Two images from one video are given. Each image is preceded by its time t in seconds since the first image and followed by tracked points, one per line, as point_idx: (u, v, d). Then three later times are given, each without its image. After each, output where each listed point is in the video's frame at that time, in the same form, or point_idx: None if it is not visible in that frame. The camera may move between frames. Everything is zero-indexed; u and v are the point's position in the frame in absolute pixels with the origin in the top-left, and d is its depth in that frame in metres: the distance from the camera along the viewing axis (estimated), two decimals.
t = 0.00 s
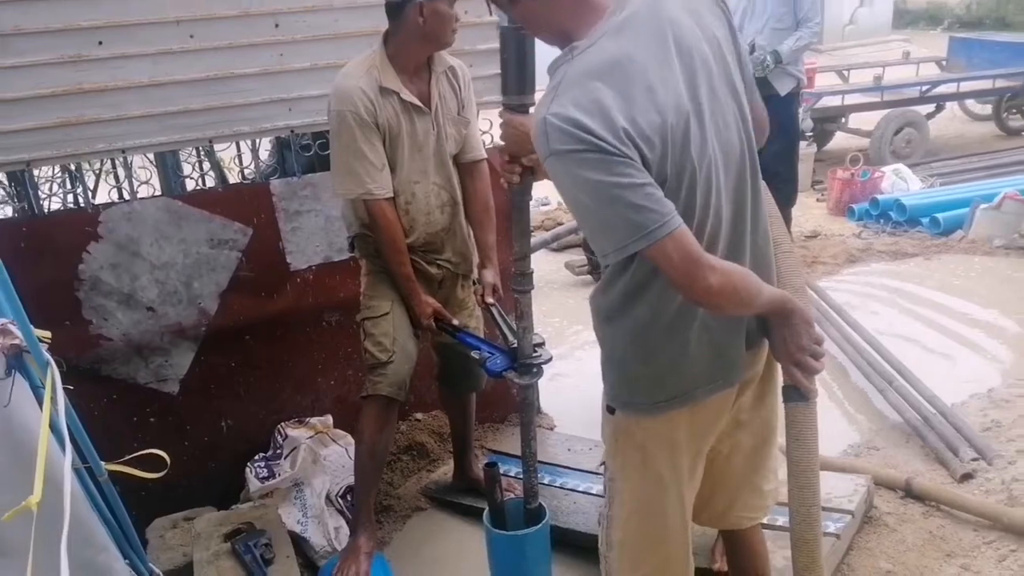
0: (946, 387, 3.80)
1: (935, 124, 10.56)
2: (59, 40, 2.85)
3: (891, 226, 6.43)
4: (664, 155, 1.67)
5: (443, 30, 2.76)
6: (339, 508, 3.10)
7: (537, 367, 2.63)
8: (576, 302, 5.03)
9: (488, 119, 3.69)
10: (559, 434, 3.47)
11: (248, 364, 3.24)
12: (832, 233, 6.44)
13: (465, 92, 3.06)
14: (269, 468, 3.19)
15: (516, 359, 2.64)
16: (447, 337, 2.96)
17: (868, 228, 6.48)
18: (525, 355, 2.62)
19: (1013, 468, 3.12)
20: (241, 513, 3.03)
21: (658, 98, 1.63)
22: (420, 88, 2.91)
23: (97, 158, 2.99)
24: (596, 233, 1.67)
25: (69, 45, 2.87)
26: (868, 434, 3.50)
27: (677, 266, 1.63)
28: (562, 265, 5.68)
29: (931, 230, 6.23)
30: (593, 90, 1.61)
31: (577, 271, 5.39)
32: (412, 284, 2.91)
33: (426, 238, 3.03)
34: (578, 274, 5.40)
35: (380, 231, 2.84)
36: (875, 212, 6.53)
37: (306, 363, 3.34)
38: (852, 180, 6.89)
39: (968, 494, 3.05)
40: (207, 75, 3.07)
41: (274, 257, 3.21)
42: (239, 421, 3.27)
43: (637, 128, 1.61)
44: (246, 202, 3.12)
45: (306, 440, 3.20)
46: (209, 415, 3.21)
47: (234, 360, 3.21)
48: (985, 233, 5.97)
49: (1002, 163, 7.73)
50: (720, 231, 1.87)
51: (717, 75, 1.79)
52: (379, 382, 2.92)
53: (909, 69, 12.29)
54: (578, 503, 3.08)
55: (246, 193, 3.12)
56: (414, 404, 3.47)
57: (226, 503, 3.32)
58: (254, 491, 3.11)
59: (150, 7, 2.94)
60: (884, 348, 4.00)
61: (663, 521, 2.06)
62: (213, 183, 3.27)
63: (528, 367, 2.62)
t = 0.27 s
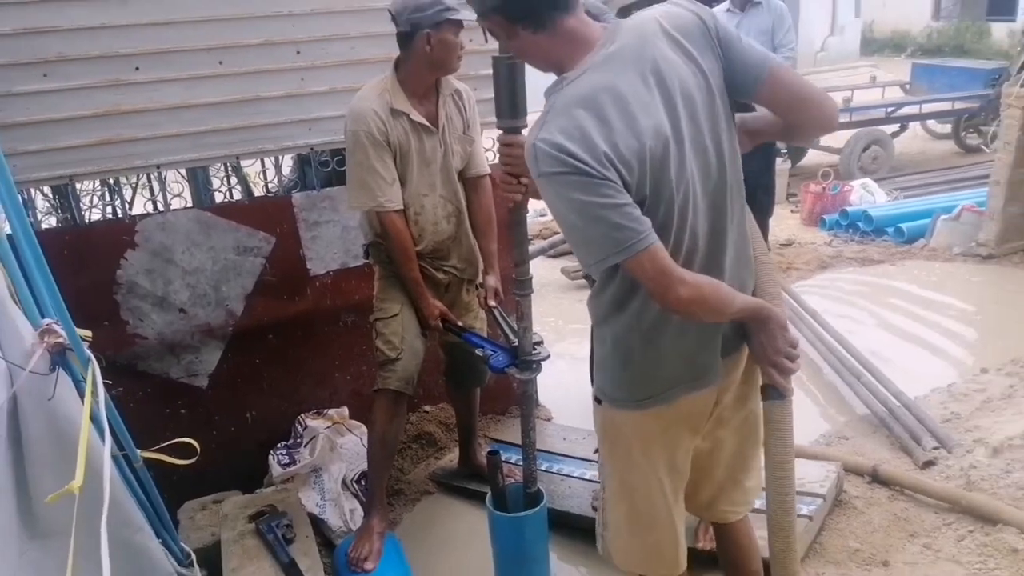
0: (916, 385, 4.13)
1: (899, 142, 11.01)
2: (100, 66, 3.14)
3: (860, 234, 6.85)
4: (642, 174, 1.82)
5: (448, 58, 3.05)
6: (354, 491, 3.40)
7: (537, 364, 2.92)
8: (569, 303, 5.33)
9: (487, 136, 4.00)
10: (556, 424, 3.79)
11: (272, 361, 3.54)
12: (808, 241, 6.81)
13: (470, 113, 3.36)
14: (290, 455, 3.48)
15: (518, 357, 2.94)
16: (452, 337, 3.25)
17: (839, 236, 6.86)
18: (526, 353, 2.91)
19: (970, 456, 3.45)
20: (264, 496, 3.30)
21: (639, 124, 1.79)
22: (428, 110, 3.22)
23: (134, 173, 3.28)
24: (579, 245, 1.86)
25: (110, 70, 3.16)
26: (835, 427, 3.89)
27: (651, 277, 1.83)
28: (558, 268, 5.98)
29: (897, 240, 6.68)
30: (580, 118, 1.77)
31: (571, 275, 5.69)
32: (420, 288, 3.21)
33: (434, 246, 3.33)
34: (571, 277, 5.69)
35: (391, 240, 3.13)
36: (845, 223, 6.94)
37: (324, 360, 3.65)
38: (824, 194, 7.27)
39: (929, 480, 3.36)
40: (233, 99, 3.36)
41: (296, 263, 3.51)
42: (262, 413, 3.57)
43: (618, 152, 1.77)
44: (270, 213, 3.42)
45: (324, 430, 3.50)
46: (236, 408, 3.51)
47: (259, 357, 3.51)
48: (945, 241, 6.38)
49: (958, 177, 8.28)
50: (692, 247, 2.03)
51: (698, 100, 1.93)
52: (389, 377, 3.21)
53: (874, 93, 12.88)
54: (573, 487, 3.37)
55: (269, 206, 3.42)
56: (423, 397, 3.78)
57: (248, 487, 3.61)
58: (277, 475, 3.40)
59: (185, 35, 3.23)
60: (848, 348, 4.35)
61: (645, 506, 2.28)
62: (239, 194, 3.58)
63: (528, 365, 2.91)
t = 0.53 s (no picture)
0: (899, 383, 4.27)
1: (885, 147, 11.18)
2: (113, 73, 3.27)
3: (844, 238, 7.01)
4: (633, 170, 1.97)
5: (440, 68, 3.18)
6: (358, 483, 3.53)
7: (533, 361, 3.05)
8: (562, 303, 5.48)
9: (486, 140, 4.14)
10: (552, 420, 3.93)
11: (278, 357, 3.68)
12: (794, 244, 6.97)
13: (469, 118, 3.49)
14: (296, 449, 3.62)
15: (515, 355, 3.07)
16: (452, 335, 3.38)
17: (823, 240, 7.01)
18: (523, 351, 3.04)
19: (948, 450, 3.59)
20: (272, 488, 3.43)
21: (639, 123, 1.94)
22: (427, 116, 3.35)
23: (146, 176, 3.42)
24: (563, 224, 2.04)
25: (123, 77, 3.29)
26: (820, 422, 4.03)
27: (622, 268, 1.99)
28: (552, 268, 6.13)
29: (877, 242, 6.80)
30: (586, 105, 1.93)
31: (565, 275, 5.84)
32: (421, 287, 3.34)
33: (435, 247, 3.47)
34: (565, 278, 5.84)
35: (392, 241, 3.27)
36: (829, 225, 7.09)
37: (329, 357, 3.79)
38: (808, 198, 7.41)
39: (909, 474, 3.51)
40: (238, 104, 3.49)
41: (302, 263, 3.65)
42: (269, 407, 3.71)
43: (612, 145, 1.93)
44: (278, 215, 3.56)
45: (329, 424, 3.64)
46: (243, 402, 3.65)
47: (266, 353, 3.65)
48: (926, 244, 6.53)
49: (940, 182, 8.46)
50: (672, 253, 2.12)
51: (713, 116, 2.05)
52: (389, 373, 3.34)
53: (860, 102, 13.07)
54: (568, 480, 3.51)
55: (278, 208, 3.56)
56: (424, 393, 3.92)
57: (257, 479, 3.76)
58: (284, 468, 3.54)
59: (195, 44, 3.37)
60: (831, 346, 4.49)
61: (628, 495, 2.43)
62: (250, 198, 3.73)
63: (525, 362, 3.04)
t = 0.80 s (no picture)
0: (900, 381, 4.28)
1: (885, 147, 11.18)
2: (115, 73, 3.28)
3: (844, 238, 7.02)
4: (629, 161, 1.98)
5: (433, 69, 3.19)
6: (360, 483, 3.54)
7: (535, 361, 3.06)
8: (563, 302, 5.48)
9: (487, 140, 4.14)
10: (553, 419, 3.94)
11: (280, 356, 3.70)
12: (795, 244, 6.97)
13: (469, 118, 3.50)
14: (298, 448, 3.62)
15: (516, 355, 3.08)
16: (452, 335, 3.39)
17: (824, 239, 7.02)
18: (525, 351, 3.05)
19: (948, 449, 3.60)
20: (274, 487, 3.44)
21: (645, 114, 1.95)
22: (425, 116, 3.36)
23: (148, 176, 3.43)
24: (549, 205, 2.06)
25: (124, 77, 3.30)
26: (819, 421, 4.04)
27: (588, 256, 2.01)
28: (553, 268, 6.14)
29: (877, 242, 6.80)
30: (597, 84, 1.95)
31: (566, 274, 5.85)
32: (421, 287, 3.35)
33: (435, 247, 3.48)
34: (566, 277, 5.85)
35: (391, 241, 3.28)
36: (829, 225, 7.10)
37: (331, 356, 3.80)
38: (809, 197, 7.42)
39: (910, 473, 3.51)
40: (240, 105, 3.50)
41: (304, 263, 3.66)
42: (271, 407, 3.73)
43: (613, 129, 1.95)
44: (279, 216, 3.57)
45: (331, 424, 3.65)
46: (245, 402, 3.66)
47: (268, 353, 3.67)
48: (927, 243, 6.54)
49: (939, 182, 8.48)
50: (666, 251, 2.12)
51: (724, 124, 2.06)
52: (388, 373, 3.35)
53: (860, 102, 13.08)
54: (569, 479, 3.52)
55: (279, 208, 3.57)
56: (426, 392, 3.93)
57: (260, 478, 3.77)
58: (286, 467, 3.54)
59: (196, 45, 3.38)
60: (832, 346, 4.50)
61: (628, 494, 2.43)
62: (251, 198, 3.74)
63: (527, 361, 3.05)
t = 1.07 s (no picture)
0: (898, 381, 4.27)
1: (880, 147, 11.18)
2: (109, 73, 3.25)
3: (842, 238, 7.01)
4: (625, 158, 1.99)
5: (423, 67, 3.18)
6: (355, 484, 3.52)
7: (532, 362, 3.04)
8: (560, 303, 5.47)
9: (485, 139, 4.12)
10: (550, 420, 3.92)
11: (275, 358, 3.67)
12: (791, 244, 6.96)
13: (465, 117, 3.48)
14: (293, 450, 3.60)
15: (513, 356, 3.06)
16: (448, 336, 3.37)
17: (821, 239, 7.02)
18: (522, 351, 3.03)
19: (946, 449, 3.59)
20: (269, 489, 3.41)
21: (645, 111, 1.96)
22: (419, 114, 3.35)
23: (142, 176, 3.40)
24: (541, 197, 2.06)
25: (118, 77, 3.27)
26: (818, 422, 4.02)
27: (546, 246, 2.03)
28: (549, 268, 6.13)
29: (876, 242, 6.79)
30: (599, 76, 1.96)
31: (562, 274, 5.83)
32: (416, 288, 3.33)
33: (430, 247, 3.46)
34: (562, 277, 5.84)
35: (385, 241, 3.26)
36: (825, 225, 7.09)
37: (326, 358, 3.77)
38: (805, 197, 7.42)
39: (908, 473, 3.50)
40: (235, 104, 3.48)
41: (298, 264, 3.64)
42: (266, 409, 3.70)
43: (610, 120, 1.96)
44: (273, 216, 3.55)
45: (326, 425, 3.62)
46: (240, 404, 3.64)
47: (263, 354, 3.64)
48: (923, 243, 6.53)
49: (935, 182, 8.47)
50: (665, 251, 2.09)
51: (729, 129, 2.04)
52: (383, 374, 3.33)
53: (854, 102, 13.07)
54: (566, 481, 3.50)
55: (273, 208, 3.54)
56: (422, 394, 3.91)
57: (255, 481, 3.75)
58: (281, 469, 3.52)
59: (191, 44, 3.35)
60: (830, 346, 4.49)
61: (623, 493, 2.40)
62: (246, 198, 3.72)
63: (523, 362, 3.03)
